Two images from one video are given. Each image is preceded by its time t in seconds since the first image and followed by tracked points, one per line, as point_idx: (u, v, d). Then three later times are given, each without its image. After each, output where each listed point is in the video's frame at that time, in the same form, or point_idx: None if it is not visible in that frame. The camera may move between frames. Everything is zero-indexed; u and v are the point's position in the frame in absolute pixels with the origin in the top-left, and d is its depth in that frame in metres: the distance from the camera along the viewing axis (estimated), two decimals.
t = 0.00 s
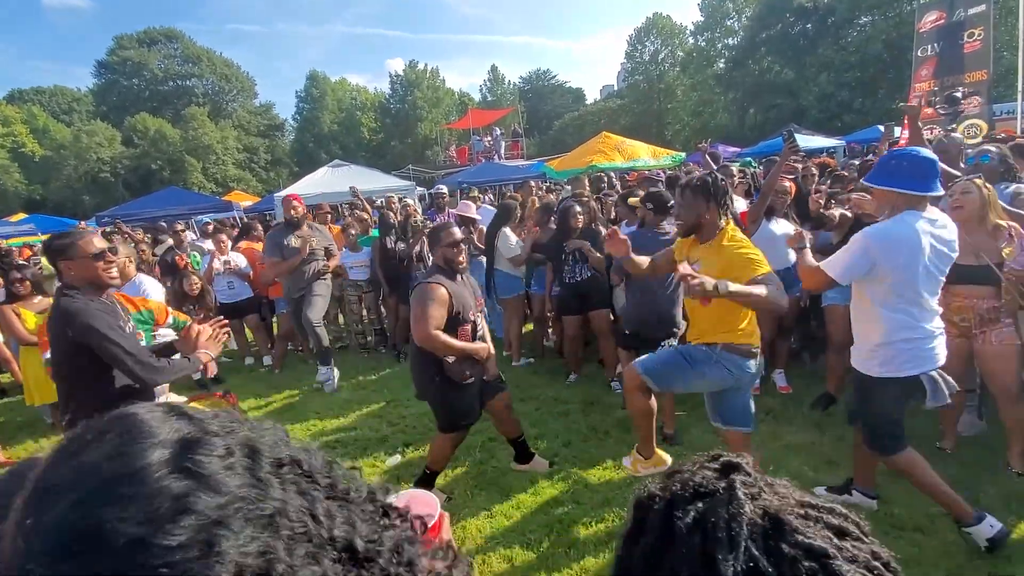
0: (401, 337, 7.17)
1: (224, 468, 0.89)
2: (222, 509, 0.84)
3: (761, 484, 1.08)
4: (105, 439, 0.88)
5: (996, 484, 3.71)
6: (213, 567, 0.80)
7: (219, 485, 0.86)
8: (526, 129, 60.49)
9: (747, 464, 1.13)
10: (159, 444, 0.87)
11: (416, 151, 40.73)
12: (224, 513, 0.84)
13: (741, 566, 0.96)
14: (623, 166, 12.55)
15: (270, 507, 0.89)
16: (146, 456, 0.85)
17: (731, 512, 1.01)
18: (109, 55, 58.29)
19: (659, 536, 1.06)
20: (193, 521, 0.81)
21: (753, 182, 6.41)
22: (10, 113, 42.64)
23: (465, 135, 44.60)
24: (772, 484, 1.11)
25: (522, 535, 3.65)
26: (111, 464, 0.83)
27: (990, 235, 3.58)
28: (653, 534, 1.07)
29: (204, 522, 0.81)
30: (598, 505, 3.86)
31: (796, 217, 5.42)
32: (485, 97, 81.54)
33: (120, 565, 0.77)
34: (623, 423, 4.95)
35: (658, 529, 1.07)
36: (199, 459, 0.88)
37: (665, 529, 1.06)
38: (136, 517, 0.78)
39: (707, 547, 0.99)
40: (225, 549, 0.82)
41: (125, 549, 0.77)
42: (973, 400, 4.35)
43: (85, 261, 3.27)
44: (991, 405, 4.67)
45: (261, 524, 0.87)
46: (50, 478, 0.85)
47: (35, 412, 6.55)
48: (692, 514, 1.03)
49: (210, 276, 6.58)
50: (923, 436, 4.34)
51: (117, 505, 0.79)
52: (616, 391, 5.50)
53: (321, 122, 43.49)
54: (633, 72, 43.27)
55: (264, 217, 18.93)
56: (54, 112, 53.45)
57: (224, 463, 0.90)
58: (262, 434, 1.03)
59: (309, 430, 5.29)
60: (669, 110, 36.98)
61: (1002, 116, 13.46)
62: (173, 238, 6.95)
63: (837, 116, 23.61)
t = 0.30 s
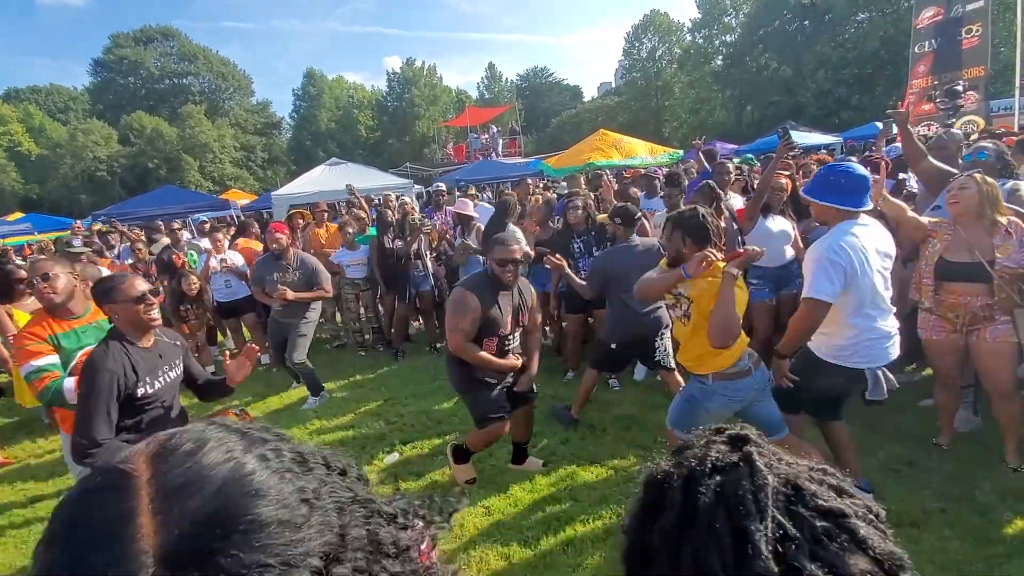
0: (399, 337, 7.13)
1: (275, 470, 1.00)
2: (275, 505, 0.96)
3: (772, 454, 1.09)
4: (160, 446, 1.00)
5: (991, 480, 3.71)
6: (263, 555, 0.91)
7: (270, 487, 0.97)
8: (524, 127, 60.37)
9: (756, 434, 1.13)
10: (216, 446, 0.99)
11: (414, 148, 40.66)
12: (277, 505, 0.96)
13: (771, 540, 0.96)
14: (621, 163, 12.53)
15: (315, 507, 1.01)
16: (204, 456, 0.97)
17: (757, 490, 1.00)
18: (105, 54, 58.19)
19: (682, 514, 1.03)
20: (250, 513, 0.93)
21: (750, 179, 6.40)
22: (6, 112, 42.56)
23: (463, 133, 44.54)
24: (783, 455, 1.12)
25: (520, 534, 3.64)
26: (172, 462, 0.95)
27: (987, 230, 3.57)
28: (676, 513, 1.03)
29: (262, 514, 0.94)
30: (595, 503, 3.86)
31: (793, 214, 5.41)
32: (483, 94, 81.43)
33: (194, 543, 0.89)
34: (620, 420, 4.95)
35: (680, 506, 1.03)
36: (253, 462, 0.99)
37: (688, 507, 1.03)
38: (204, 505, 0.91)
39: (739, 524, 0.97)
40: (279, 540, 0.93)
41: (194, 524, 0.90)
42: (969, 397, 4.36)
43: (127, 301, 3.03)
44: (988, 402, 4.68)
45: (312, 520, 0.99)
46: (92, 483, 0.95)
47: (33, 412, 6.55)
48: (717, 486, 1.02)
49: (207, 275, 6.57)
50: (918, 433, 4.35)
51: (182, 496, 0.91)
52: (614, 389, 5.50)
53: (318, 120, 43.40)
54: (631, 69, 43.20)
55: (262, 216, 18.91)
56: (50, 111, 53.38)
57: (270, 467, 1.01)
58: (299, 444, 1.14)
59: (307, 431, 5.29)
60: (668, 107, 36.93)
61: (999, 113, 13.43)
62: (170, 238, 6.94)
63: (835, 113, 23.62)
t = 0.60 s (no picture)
0: (398, 335, 7.13)
1: (286, 493, 1.00)
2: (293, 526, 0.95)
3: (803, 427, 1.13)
4: (176, 483, 0.99)
5: (989, 476, 3.72)
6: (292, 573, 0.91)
7: (284, 510, 0.97)
8: (522, 124, 60.30)
9: (787, 413, 1.17)
10: (228, 478, 0.99)
11: (412, 146, 40.59)
12: (295, 526, 0.96)
13: (805, 504, 1.00)
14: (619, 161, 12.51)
15: (331, 524, 1.01)
16: (219, 489, 0.96)
17: (790, 459, 1.03)
18: (102, 52, 58.03)
19: (720, 483, 1.07)
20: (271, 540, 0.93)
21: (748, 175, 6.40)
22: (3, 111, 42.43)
23: (462, 131, 44.54)
24: (811, 431, 1.16)
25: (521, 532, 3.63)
26: (189, 501, 0.94)
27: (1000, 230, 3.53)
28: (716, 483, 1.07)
29: (282, 536, 0.93)
30: (594, 500, 3.86)
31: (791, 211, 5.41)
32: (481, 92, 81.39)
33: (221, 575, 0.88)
34: (618, 417, 4.95)
35: (719, 474, 1.07)
36: (263, 489, 0.99)
37: (726, 475, 1.07)
38: (224, 539, 0.90)
39: (773, 489, 1.01)
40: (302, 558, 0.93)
41: (219, 555, 0.89)
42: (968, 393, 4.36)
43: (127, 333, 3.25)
44: (986, 398, 4.68)
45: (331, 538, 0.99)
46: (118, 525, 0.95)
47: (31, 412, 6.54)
48: (752, 456, 1.06)
49: (205, 274, 6.56)
50: (916, 429, 4.35)
51: (200, 532, 0.91)
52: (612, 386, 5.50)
53: (316, 118, 43.30)
54: (630, 66, 43.15)
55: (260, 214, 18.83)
56: (47, 110, 53.28)
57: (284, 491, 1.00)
58: (310, 467, 1.14)
59: (305, 431, 5.29)
60: (666, 104, 36.92)
61: (998, 109, 13.43)
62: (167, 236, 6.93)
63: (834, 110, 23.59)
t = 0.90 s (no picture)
0: (398, 333, 7.13)
1: (310, 492, 1.01)
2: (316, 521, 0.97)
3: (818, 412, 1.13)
4: (208, 462, 1.01)
5: (988, 472, 3.72)
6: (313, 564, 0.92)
7: (306, 508, 0.97)
8: (522, 121, 60.21)
9: (802, 395, 1.16)
10: (258, 468, 1.00)
11: (412, 144, 40.54)
12: (317, 523, 0.97)
13: (812, 484, 1.00)
14: (620, 158, 12.49)
15: (348, 526, 1.01)
16: (247, 477, 0.98)
17: (799, 441, 1.04)
18: (101, 49, 57.87)
19: (730, 461, 1.07)
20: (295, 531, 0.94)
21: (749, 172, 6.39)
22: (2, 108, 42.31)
23: (462, 128, 44.49)
24: (826, 416, 1.15)
25: (520, 528, 3.64)
26: (219, 485, 0.95)
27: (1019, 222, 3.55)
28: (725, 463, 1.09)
29: (297, 535, 0.93)
30: (593, 497, 3.86)
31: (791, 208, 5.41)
32: (481, 89, 81.23)
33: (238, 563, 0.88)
34: (619, 413, 4.96)
35: (729, 452, 1.08)
36: (289, 483, 1.00)
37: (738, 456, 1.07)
38: (245, 528, 0.91)
39: (781, 468, 1.02)
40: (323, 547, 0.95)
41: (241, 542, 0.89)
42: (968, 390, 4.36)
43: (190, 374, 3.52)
44: (986, 395, 4.69)
45: (348, 540, 0.99)
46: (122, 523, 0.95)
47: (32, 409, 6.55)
48: (763, 437, 1.06)
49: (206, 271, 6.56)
50: (916, 425, 4.35)
51: (228, 517, 0.91)
52: (613, 382, 5.50)
53: (316, 115, 43.17)
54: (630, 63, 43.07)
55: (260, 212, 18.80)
56: (47, 107, 53.13)
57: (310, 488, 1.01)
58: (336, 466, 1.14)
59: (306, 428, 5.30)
60: (666, 101, 36.87)
61: (999, 106, 13.43)
62: (168, 234, 6.93)
63: (835, 107, 23.54)
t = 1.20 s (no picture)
0: (399, 329, 7.15)
1: (321, 528, 0.92)
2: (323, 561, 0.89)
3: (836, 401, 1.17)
4: (258, 436, 0.97)
5: (992, 470, 3.72)
6: None
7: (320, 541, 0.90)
8: (523, 118, 60.14)
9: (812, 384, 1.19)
10: (297, 463, 0.96)
11: (413, 140, 40.50)
12: (326, 564, 0.89)
13: (844, 471, 1.03)
14: (622, 155, 12.48)
15: None
16: (284, 472, 0.93)
17: (824, 428, 1.06)
18: (102, 44, 57.73)
19: (754, 452, 1.08)
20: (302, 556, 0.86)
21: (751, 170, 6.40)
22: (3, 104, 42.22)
23: (463, 125, 44.43)
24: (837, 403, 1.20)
25: (523, 524, 3.65)
26: (261, 460, 0.92)
27: None
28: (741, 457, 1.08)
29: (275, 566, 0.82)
30: (596, 493, 3.87)
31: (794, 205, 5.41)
32: (482, 86, 81.10)
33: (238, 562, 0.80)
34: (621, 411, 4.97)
35: (751, 444, 1.08)
36: (316, 498, 0.94)
37: (762, 445, 1.07)
38: (251, 521, 0.83)
39: (810, 456, 1.03)
40: None
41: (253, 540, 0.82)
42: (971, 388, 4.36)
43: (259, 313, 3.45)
44: (989, 393, 4.69)
45: None
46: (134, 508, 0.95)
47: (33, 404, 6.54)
48: (792, 421, 1.07)
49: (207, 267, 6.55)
50: (919, 423, 4.35)
51: (252, 504, 0.85)
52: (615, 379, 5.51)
53: (317, 112, 43.19)
54: (632, 60, 42.94)
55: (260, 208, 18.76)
56: (47, 103, 53.02)
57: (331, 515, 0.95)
58: (365, 508, 1.08)
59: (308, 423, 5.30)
60: (668, 98, 36.80)
61: (1002, 104, 13.41)
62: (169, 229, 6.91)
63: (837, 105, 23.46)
